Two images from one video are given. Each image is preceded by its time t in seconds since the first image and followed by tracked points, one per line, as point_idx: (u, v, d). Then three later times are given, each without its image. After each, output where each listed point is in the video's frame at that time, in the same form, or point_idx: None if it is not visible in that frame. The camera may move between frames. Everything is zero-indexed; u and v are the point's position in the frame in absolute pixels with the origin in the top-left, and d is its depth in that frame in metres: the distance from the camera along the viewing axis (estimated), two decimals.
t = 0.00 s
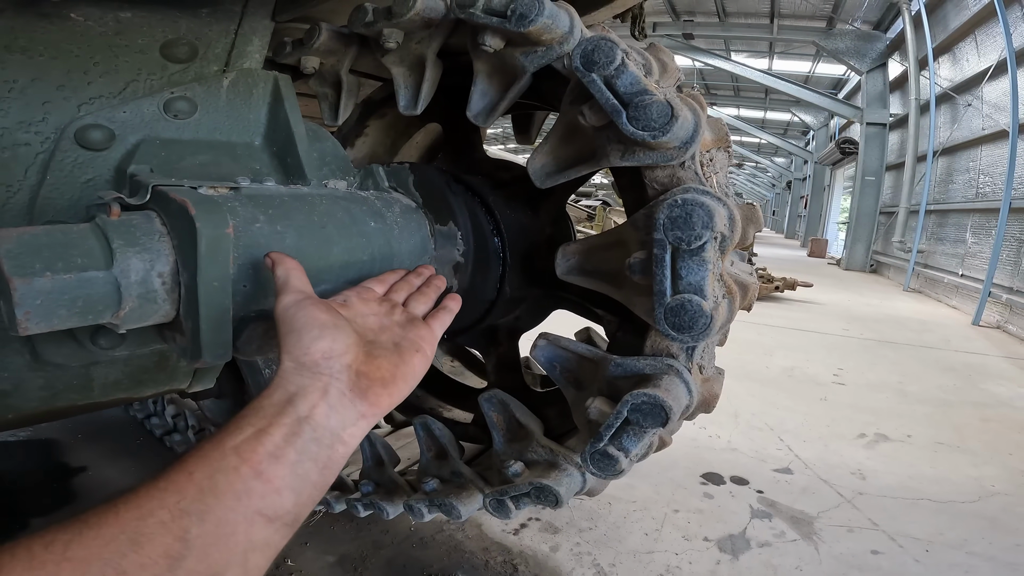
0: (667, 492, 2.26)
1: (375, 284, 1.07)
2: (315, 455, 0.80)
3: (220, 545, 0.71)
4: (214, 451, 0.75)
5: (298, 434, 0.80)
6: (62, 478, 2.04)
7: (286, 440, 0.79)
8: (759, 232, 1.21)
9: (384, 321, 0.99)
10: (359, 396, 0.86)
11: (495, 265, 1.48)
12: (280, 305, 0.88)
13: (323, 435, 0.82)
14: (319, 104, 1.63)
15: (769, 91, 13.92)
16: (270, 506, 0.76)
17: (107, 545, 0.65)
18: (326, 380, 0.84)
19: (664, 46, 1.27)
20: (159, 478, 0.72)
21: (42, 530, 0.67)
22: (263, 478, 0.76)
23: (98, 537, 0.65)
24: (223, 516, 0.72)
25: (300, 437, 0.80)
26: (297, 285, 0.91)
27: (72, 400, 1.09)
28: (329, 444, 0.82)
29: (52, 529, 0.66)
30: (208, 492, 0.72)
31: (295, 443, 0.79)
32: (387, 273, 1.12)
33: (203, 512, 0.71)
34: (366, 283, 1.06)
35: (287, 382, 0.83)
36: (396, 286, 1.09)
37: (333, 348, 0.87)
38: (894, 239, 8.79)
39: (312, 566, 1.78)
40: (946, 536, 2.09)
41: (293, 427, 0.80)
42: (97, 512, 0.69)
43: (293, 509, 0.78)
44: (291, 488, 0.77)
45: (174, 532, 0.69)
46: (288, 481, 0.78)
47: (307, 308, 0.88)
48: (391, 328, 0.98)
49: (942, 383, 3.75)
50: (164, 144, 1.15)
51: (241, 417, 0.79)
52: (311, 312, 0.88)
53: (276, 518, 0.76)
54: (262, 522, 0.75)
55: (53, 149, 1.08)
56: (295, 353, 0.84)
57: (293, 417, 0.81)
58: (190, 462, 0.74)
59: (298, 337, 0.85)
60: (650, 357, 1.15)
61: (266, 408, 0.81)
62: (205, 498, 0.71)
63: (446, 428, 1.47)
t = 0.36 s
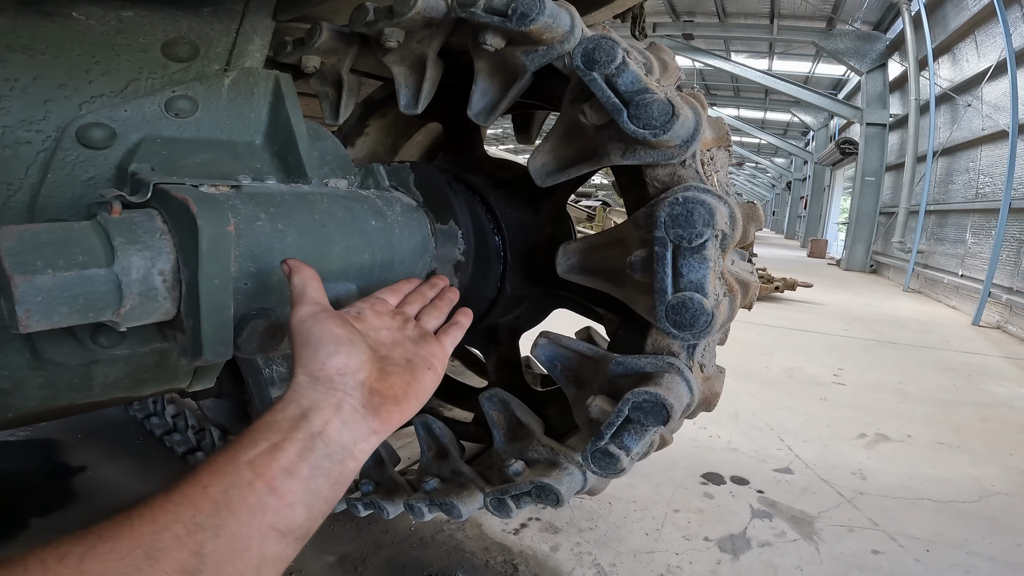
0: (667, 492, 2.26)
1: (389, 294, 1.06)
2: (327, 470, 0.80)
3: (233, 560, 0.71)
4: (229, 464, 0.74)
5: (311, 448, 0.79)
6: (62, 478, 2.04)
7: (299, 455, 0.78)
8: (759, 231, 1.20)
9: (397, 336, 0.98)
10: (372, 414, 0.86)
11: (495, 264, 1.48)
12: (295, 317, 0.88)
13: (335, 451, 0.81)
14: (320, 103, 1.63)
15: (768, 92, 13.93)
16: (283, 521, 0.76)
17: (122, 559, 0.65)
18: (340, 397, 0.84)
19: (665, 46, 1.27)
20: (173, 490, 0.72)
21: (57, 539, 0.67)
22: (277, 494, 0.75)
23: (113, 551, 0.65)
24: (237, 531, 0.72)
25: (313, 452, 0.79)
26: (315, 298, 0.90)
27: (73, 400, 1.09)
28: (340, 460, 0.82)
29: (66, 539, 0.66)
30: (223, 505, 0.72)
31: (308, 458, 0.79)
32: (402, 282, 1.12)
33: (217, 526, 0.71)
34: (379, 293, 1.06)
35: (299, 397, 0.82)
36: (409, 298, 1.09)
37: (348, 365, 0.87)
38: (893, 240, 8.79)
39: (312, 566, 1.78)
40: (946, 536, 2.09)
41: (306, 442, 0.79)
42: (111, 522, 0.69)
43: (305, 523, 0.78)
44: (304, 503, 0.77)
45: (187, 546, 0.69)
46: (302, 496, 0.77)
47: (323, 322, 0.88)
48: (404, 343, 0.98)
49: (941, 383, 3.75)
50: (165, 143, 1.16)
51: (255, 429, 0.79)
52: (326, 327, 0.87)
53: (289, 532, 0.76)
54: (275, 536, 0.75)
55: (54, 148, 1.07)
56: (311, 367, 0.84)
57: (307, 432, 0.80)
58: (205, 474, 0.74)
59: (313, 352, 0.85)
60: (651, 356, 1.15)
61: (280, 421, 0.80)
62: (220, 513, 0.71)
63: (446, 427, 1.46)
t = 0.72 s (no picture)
0: (668, 492, 2.26)
1: (382, 297, 1.06)
2: (319, 473, 0.80)
3: (224, 562, 0.71)
4: (220, 467, 0.74)
5: (303, 451, 0.79)
6: (61, 478, 2.04)
7: (291, 458, 0.78)
8: (760, 231, 1.20)
9: (390, 338, 0.98)
10: (364, 417, 0.86)
11: (495, 264, 1.47)
12: (289, 319, 0.88)
13: (327, 454, 0.81)
14: (319, 104, 1.63)
15: (769, 92, 13.93)
16: (275, 523, 0.76)
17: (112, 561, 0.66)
18: (332, 400, 0.84)
19: (665, 45, 1.27)
20: (165, 492, 0.72)
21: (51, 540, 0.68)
22: (269, 496, 0.75)
23: (103, 554, 0.66)
24: (228, 533, 0.72)
25: (305, 455, 0.79)
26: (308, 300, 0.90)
27: (71, 400, 1.09)
28: (332, 463, 0.82)
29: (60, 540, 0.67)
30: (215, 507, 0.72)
31: (300, 461, 0.78)
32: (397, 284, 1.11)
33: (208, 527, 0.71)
34: (373, 295, 1.06)
35: (291, 400, 0.82)
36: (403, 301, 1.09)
37: (341, 368, 0.86)
38: (894, 240, 8.79)
39: (312, 566, 1.78)
40: (947, 536, 2.09)
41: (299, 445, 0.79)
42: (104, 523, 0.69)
43: (297, 524, 0.78)
44: (296, 505, 0.77)
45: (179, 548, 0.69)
46: (293, 499, 0.77)
47: (316, 324, 0.87)
48: (397, 346, 0.98)
49: (941, 383, 3.75)
50: (164, 143, 1.15)
51: (248, 431, 0.78)
52: (319, 329, 0.87)
53: (281, 534, 0.76)
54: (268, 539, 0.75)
55: (53, 148, 1.07)
56: (303, 369, 0.84)
57: (299, 435, 0.80)
58: (196, 477, 0.73)
59: (306, 355, 0.85)
60: (652, 356, 1.15)
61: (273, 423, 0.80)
62: (211, 516, 0.71)
63: (446, 428, 1.46)
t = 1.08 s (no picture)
0: (667, 492, 2.26)
1: (383, 297, 1.05)
2: (315, 477, 0.80)
3: (220, 565, 0.72)
4: (216, 470, 0.74)
5: (299, 454, 0.79)
6: (61, 479, 2.04)
7: (288, 462, 0.78)
8: (759, 232, 1.20)
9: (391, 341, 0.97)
10: (360, 423, 0.86)
11: (495, 265, 1.47)
12: (289, 319, 0.87)
13: (323, 458, 0.81)
14: (319, 104, 1.63)
15: (769, 92, 13.93)
16: (271, 527, 0.76)
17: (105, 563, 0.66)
18: (329, 404, 0.84)
19: (663, 46, 1.27)
20: (160, 494, 0.72)
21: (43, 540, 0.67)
22: (265, 500, 0.76)
23: (98, 557, 0.66)
24: (224, 537, 0.72)
25: (301, 459, 0.79)
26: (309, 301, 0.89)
27: (71, 401, 1.09)
28: (329, 466, 0.82)
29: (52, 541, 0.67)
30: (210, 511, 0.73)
31: (296, 464, 0.79)
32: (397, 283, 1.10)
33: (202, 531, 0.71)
34: (373, 295, 1.05)
35: (288, 404, 0.82)
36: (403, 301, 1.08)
37: (340, 373, 0.86)
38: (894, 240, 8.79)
39: (312, 567, 1.78)
40: (947, 537, 2.09)
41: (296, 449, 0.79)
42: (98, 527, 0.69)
43: (293, 528, 0.78)
44: (293, 510, 0.77)
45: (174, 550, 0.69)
46: (290, 502, 0.78)
47: (317, 327, 0.86)
48: (397, 349, 0.97)
49: (941, 383, 3.75)
50: (163, 144, 1.15)
51: (244, 434, 0.78)
52: (320, 332, 0.86)
53: (277, 537, 0.77)
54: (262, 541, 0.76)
55: (53, 149, 1.07)
56: (301, 374, 0.83)
57: (295, 439, 0.80)
58: (192, 479, 0.73)
59: (306, 358, 0.84)
60: (651, 357, 1.15)
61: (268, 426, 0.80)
62: (207, 519, 0.71)
63: (445, 429, 1.46)
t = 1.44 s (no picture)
0: (667, 492, 2.26)
1: (387, 300, 1.03)
2: (320, 485, 0.80)
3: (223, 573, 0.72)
4: (221, 478, 0.74)
5: (304, 462, 0.80)
6: (61, 478, 2.04)
7: (293, 470, 0.78)
8: (758, 230, 1.20)
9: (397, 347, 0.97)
10: (365, 432, 0.86)
11: (494, 264, 1.47)
12: (296, 324, 0.86)
13: (328, 465, 0.81)
14: (320, 104, 1.63)
15: (769, 92, 13.93)
16: (275, 534, 0.76)
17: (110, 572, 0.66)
18: (335, 412, 0.84)
19: (662, 45, 1.27)
20: (164, 502, 0.72)
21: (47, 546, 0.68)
22: (269, 508, 0.76)
23: (102, 564, 0.66)
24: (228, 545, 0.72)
25: (306, 467, 0.80)
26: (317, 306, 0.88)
27: (72, 399, 1.09)
28: (333, 473, 0.82)
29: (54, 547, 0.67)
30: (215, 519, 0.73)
31: (300, 472, 0.79)
32: (399, 287, 1.08)
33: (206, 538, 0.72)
34: (377, 297, 1.03)
35: (293, 410, 0.82)
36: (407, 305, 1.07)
37: (347, 380, 0.86)
38: (894, 240, 8.79)
39: (312, 566, 1.78)
40: (947, 536, 2.09)
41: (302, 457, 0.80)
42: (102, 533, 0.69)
43: (297, 535, 0.78)
44: (297, 518, 0.78)
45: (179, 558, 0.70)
46: (294, 511, 0.78)
47: (324, 333, 0.86)
48: (402, 356, 0.97)
49: (942, 383, 3.75)
50: (165, 143, 1.15)
51: (248, 441, 0.78)
52: (327, 339, 0.86)
53: (281, 545, 0.77)
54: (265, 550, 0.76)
55: (54, 148, 1.08)
56: (307, 380, 0.83)
57: (301, 446, 0.80)
58: (196, 487, 0.73)
59: (313, 364, 0.84)
60: (651, 355, 1.15)
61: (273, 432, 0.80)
62: (211, 527, 0.72)
63: (445, 428, 1.47)
